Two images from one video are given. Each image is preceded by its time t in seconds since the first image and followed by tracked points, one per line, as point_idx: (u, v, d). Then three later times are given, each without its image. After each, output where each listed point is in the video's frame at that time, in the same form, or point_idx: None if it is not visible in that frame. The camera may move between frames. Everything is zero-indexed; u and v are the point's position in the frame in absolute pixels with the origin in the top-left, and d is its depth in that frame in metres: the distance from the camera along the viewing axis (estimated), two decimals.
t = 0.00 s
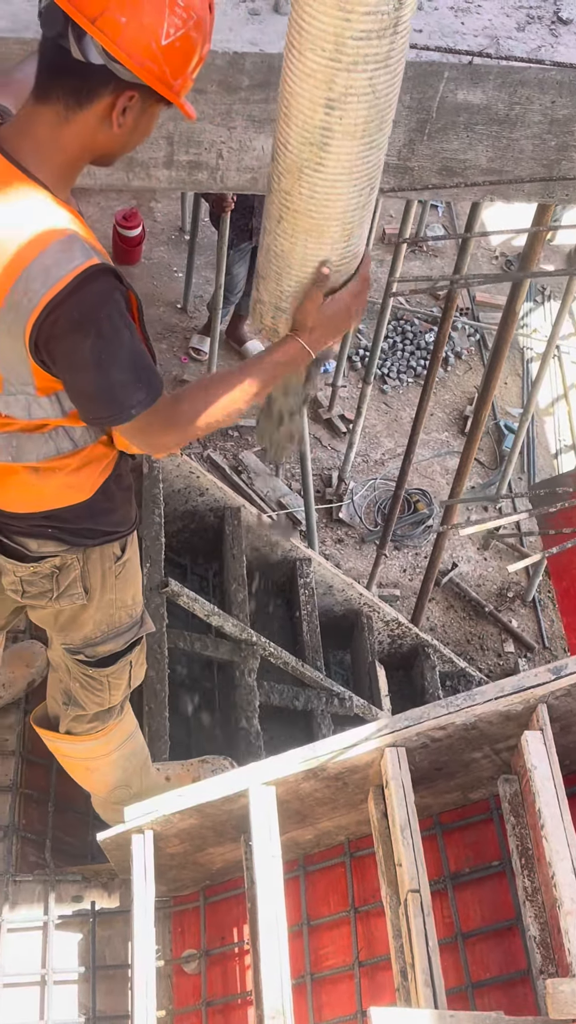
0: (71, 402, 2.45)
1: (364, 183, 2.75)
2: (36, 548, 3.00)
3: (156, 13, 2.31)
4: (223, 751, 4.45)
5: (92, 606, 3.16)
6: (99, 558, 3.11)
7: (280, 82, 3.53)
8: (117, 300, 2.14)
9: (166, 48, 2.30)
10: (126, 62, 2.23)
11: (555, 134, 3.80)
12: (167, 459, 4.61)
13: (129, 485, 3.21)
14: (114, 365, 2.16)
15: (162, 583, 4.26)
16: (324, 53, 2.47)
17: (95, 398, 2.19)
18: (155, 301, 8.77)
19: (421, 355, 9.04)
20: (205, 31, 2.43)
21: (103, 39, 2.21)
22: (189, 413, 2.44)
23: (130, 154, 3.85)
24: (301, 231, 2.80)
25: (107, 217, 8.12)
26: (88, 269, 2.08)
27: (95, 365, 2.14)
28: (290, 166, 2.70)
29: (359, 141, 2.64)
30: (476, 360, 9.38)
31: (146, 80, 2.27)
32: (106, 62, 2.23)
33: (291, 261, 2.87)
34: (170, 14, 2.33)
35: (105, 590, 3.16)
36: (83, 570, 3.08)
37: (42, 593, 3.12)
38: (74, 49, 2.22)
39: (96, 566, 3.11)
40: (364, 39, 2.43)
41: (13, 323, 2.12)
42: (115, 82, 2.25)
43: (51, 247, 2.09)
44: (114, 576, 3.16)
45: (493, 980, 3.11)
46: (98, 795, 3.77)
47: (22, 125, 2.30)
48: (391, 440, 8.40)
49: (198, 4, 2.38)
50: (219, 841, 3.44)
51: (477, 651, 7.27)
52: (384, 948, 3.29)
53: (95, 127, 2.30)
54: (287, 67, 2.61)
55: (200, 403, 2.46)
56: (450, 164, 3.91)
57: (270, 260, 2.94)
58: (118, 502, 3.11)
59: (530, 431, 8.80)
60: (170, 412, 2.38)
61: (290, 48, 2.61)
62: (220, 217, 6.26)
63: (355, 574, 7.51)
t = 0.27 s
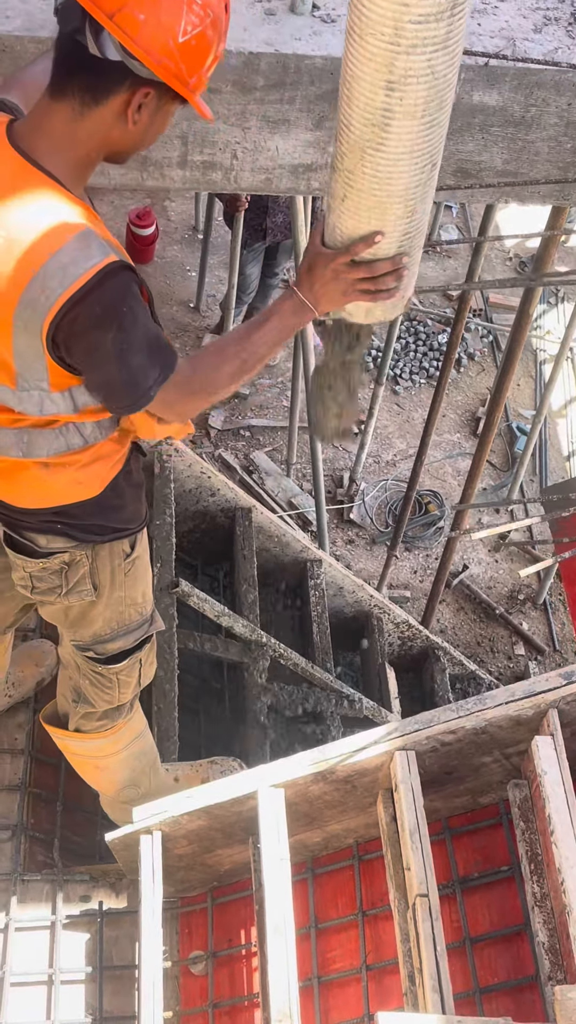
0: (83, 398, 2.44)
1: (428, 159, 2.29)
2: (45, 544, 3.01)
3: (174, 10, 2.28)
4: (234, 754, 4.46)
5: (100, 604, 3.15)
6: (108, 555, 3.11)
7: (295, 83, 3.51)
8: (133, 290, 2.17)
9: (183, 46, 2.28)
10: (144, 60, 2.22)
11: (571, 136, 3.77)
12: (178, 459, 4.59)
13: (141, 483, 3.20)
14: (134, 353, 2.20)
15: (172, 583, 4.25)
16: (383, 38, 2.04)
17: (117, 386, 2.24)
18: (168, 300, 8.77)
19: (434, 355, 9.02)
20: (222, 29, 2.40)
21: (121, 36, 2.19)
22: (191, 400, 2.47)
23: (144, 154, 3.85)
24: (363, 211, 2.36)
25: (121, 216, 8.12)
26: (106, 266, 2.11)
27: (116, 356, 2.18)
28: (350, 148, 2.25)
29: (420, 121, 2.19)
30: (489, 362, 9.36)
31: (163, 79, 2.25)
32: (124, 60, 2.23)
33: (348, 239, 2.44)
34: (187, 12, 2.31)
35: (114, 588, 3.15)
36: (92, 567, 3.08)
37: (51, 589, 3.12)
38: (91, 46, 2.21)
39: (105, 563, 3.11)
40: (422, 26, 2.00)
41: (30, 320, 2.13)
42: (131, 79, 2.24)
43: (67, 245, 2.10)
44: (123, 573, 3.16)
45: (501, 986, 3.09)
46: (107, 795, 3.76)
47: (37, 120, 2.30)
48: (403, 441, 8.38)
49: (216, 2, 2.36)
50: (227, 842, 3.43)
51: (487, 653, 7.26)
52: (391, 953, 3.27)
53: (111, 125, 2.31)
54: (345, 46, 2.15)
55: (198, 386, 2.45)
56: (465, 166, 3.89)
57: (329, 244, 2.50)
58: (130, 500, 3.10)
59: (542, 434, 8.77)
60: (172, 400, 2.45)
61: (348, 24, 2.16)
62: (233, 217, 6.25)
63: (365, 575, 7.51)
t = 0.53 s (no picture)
0: (96, 397, 2.45)
1: (435, 176, 2.31)
2: (61, 538, 3.01)
3: (193, 7, 2.30)
4: (239, 753, 4.47)
5: (114, 600, 3.16)
6: (122, 550, 3.11)
7: (307, 82, 3.51)
8: (149, 289, 2.18)
9: (203, 42, 2.30)
10: (165, 57, 2.22)
11: None
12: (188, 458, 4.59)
13: (153, 481, 3.21)
14: (147, 353, 2.21)
15: (181, 581, 4.26)
16: (392, 56, 2.05)
17: (130, 386, 2.25)
18: (178, 299, 8.78)
19: (443, 356, 9.02)
20: (240, 27, 2.42)
21: (141, 32, 2.20)
22: (196, 410, 2.46)
23: (156, 153, 3.86)
24: (370, 229, 2.38)
25: (131, 215, 8.13)
26: (123, 263, 2.11)
27: (130, 355, 2.19)
28: (358, 165, 2.27)
29: (429, 138, 2.20)
30: (498, 363, 9.35)
31: (183, 75, 2.26)
32: (144, 57, 2.22)
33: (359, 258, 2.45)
34: (207, 10, 2.33)
35: (127, 584, 3.16)
36: (106, 562, 3.08)
37: (65, 584, 3.13)
38: (111, 43, 2.20)
39: (119, 558, 3.11)
40: (432, 42, 2.01)
41: (49, 316, 2.15)
42: (146, 78, 2.24)
43: (85, 240, 2.11)
44: (137, 568, 3.16)
45: (507, 986, 3.09)
46: (115, 792, 3.77)
47: (55, 117, 2.31)
48: (412, 442, 8.38)
49: None
50: (235, 841, 3.44)
51: (495, 654, 7.25)
52: (397, 953, 3.27)
53: (131, 121, 2.31)
54: (353, 64, 2.16)
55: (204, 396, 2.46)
56: (476, 166, 3.89)
57: (339, 257, 2.49)
58: (141, 498, 3.10)
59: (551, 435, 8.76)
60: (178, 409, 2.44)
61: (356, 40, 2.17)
62: (244, 216, 6.26)
63: (373, 575, 7.51)
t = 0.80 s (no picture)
0: (102, 398, 2.45)
1: (451, 165, 2.30)
2: (63, 541, 3.03)
3: (192, 7, 2.30)
4: (245, 753, 4.48)
5: (117, 602, 3.16)
6: (125, 553, 3.11)
7: (313, 83, 3.52)
8: (151, 290, 2.18)
9: (202, 43, 2.30)
10: (164, 58, 2.23)
11: None
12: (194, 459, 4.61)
13: (157, 481, 3.22)
14: (149, 353, 2.21)
15: (186, 581, 4.27)
16: (410, 43, 2.04)
17: (133, 384, 2.26)
18: (183, 300, 8.79)
19: (449, 357, 9.02)
20: (240, 26, 2.42)
21: (140, 34, 2.20)
22: (206, 403, 2.46)
23: (162, 154, 3.87)
24: (383, 219, 2.37)
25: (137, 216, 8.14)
26: (122, 268, 2.11)
27: (132, 356, 2.19)
28: (373, 154, 2.26)
29: (445, 126, 2.20)
30: (503, 364, 9.35)
31: (183, 75, 2.27)
32: (143, 58, 2.23)
33: (375, 250, 2.44)
34: (205, 10, 2.33)
35: (130, 586, 3.16)
36: (109, 564, 3.09)
37: (69, 585, 3.15)
38: (110, 46, 2.21)
39: (122, 561, 3.11)
40: (449, 29, 2.00)
41: (49, 318, 2.16)
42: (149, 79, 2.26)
43: (85, 244, 2.12)
44: (140, 571, 3.16)
45: (511, 987, 3.09)
46: (119, 793, 3.78)
47: (57, 121, 2.31)
48: (417, 443, 8.38)
49: None
50: (239, 841, 3.44)
51: (499, 656, 7.25)
52: (402, 953, 3.27)
53: (131, 124, 2.32)
54: (369, 51, 2.16)
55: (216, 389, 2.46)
56: (483, 168, 3.89)
57: (353, 246, 2.47)
58: (145, 498, 3.11)
59: (557, 436, 8.76)
60: (188, 401, 2.45)
61: (372, 27, 2.17)
62: (249, 218, 6.27)
63: (378, 576, 7.52)
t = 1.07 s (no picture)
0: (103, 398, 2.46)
1: (481, 152, 2.36)
2: (66, 539, 3.02)
3: (189, 7, 2.31)
4: (246, 753, 4.48)
5: (120, 601, 3.17)
6: (128, 552, 3.11)
7: (314, 85, 3.52)
8: (160, 280, 2.18)
9: (199, 43, 2.30)
10: (161, 59, 2.23)
11: None
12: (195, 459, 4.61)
13: (158, 481, 3.22)
14: (166, 340, 2.21)
15: (186, 582, 4.27)
16: (438, 34, 2.10)
17: (153, 374, 2.25)
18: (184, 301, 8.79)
19: (450, 358, 9.02)
20: (237, 25, 2.42)
21: (136, 35, 2.20)
22: (242, 383, 2.46)
23: (163, 156, 3.88)
24: (415, 208, 2.42)
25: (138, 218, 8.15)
26: (129, 263, 2.12)
27: (149, 345, 2.19)
28: (403, 145, 2.32)
29: (475, 116, 2.25)
30: (505, 365, 9.35)
31: (180, 76, 2.27)
32: (140, 59, 2.24)
33: (408, 237, 2.49)
34: (202, 10, 2.33)
35: (133, 585, 3.16)
36: (112, 563, 3.09)
37: (72, 584, 3.15)
38: (107, 46, 2.22)
39: (125, 559, 3.12)
40: (478, 19, 2.06)
41: (57, 318, 2.17)
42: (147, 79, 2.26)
43: (92, 245, 2.13)
44: (143, 570, 3.16)
45: (512, 987, 3.09)
46: (120, 793, 3.78)
47: (56, 121, 2.31)
48: (418, 444, 8.39)
49: None
50: (240, 842, 3.44)
51: (500, 657, 7.25)
52: (403, 954, 3.27)
53: (130, 123, 2.33)
54: (398, 43, 2.23)
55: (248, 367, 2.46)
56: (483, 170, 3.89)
57: (386, 235, 2.53)
58: (146, 498, 3.12)
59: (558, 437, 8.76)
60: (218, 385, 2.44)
61: (401, 19, 2.23)
62: (250, 219, 6.27)
63: (379, 577, 7.53)
